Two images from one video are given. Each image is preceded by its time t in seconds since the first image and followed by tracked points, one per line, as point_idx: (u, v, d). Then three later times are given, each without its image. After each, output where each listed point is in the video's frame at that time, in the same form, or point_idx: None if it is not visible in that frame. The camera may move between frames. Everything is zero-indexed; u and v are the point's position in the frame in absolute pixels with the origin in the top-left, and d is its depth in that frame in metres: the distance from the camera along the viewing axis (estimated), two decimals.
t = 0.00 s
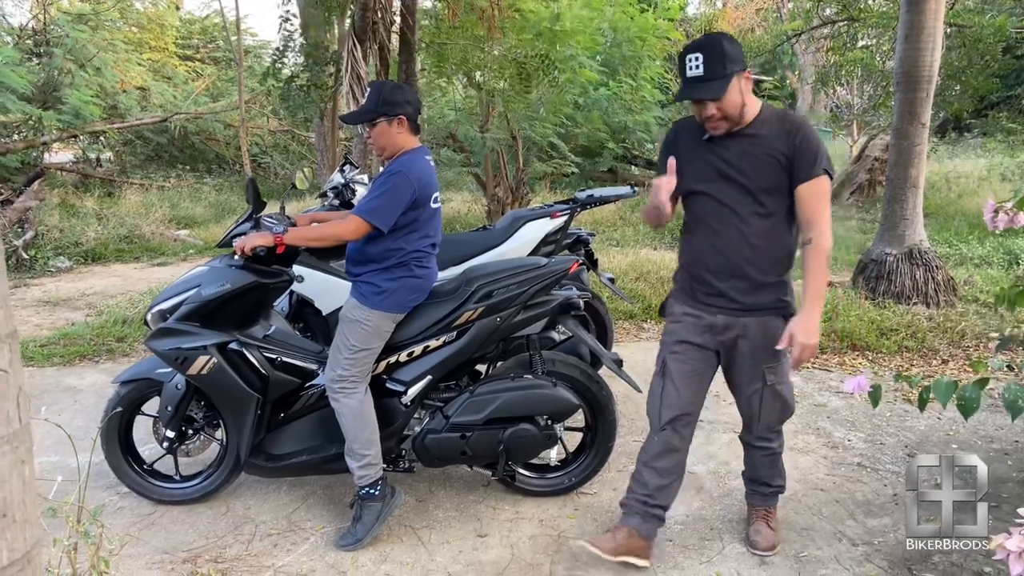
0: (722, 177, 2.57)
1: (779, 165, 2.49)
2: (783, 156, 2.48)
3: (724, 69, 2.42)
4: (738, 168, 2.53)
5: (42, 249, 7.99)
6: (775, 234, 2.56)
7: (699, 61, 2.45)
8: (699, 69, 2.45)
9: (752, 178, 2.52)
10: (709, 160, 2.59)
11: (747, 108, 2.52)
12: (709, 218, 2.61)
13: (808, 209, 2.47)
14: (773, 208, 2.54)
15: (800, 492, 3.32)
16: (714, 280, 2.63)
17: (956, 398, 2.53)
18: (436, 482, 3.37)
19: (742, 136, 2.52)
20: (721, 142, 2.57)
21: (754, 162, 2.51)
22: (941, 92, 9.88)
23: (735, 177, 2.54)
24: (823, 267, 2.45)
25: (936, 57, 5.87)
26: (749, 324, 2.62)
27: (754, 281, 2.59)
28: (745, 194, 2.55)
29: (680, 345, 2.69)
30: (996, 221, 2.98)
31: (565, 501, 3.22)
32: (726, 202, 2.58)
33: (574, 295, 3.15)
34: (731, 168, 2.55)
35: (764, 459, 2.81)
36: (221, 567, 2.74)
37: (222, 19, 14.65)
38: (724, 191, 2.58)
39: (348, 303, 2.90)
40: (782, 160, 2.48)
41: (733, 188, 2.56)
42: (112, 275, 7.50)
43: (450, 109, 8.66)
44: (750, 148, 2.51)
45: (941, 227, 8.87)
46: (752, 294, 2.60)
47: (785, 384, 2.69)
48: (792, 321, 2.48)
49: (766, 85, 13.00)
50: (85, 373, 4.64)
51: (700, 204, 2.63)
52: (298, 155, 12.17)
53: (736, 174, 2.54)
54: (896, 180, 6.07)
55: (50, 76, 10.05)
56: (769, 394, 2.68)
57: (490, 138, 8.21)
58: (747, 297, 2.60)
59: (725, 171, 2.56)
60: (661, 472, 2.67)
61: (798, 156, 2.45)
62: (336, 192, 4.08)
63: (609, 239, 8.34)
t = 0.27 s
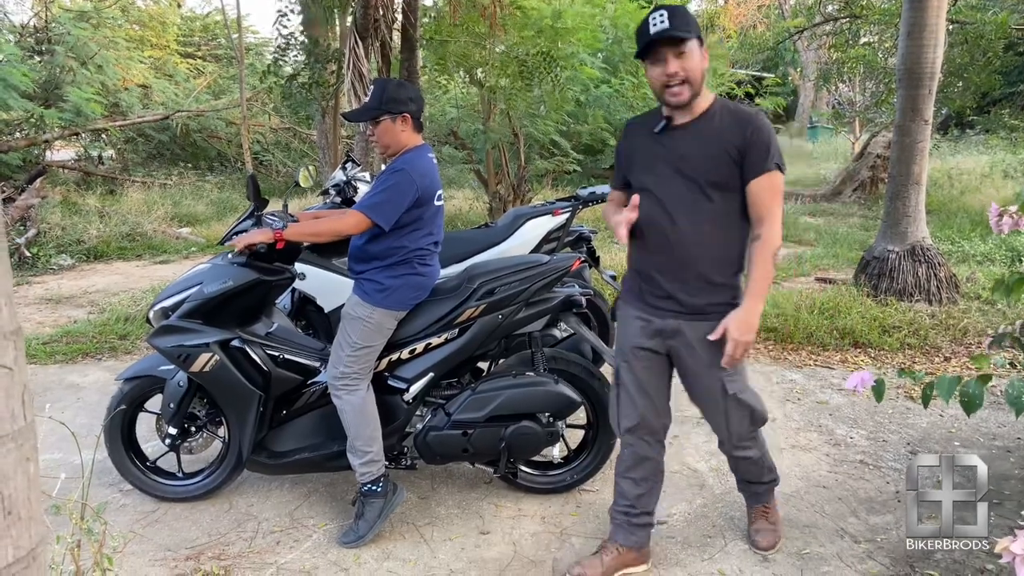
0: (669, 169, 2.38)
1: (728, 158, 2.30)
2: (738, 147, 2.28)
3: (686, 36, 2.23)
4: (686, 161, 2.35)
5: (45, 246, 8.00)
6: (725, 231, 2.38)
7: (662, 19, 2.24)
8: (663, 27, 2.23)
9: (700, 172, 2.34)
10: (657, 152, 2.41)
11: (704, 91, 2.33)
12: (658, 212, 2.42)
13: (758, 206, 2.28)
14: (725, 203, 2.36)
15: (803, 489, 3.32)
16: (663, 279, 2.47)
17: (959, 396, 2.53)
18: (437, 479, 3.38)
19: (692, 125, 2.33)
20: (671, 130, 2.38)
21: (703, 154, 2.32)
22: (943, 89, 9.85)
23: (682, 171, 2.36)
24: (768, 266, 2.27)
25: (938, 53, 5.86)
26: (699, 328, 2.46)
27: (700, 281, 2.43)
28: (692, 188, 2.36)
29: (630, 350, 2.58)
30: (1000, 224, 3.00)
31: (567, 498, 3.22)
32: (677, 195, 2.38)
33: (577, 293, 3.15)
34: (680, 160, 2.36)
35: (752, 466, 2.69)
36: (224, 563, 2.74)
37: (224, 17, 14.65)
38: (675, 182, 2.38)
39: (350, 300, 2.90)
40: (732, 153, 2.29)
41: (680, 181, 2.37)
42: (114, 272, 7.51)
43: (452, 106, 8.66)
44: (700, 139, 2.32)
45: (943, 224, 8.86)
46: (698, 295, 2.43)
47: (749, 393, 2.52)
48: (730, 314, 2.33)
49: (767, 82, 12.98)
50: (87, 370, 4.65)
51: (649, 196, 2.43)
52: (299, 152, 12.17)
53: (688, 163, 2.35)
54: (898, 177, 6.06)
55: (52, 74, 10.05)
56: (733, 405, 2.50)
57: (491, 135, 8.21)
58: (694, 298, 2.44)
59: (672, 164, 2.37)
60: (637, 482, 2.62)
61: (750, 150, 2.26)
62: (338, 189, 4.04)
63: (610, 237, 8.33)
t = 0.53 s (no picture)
0: (630, 165, 2.28)
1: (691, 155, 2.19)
2: (698, 146, 2.18)
3: (647, 25, 2.17)
4: (647, 158, 2.25)
5: (46, 244, 8.00)
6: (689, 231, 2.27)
7: (625, 7, 2.18)
8: (625, 15, 2.17)
9: (661, 169, 2.23)
10: (618, 149, 2.31)
11: (665, 86, 2.25)
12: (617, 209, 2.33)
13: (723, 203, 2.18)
14: (685, 202, 2.25)
15: (804, 487, 3.32)
16: (620, 279, 2.37)
17: (960, 394, 2.53)
18: (439, 477, 3.38)
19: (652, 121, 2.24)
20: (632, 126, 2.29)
21: (664, 151, 2.22)
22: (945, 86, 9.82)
23: (643, 168, 2.26)
24: (728, 259, 2.09)
25: (940, 51, 5.85)
26: (652, 328, 2.32)
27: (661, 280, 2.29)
28: (654, 186, 2.26)
29: (594, 350, 2.47)
30: (1002, 222, 2.99)
31: (568, 496, 3.22)
32: (636, 193, 2.29)
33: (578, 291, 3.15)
34: (641, 158, 2.26)
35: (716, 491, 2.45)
36: (226, 561, 2.75)
37: (225, 15, 14.65)
38: (634, 179, 2.28)
39: (352, 298, 2.90)
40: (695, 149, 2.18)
41: (641, 179, 2.27)
42: (116, 270, 7.51)
43: (453, 104, 8.66)
44: (661, 135, 2.23)
45: (945, 221, 8.84)
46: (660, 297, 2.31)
47: (693, 406, 2.30)
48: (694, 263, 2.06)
49: (769, 79, 12.96)
50: (89, 368, 4.65)
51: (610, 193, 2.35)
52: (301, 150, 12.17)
53: (647, 160, 2.25)
54: (900, 175, 6.05)
55: (53, 72, 10.05)
56: (675, 414, 2.29)
57: (493, 133, 8.20)
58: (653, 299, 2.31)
59: (633, 161, 2.28)
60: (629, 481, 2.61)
61: (714, 147, 2.17)
62: (340, 187, 4.05)
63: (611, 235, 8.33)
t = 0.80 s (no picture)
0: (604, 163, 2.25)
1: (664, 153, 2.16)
2: (673, 145, 2.15)
3: (627, 18, 2.16)
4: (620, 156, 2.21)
5: (47, 243, 8.01)
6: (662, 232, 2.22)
7: None
8: (605, 5, 2.17)
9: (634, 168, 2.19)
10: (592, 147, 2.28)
11: (641, 83, 2.23)
12: (590, 212, 2.29)
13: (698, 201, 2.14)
14: (660, 204, 2.21)
15: (805, 486, 3.32)
16: (594, 284, 2.32)
17: (962, 393, 2.53)
18: (439, 476, 3.38)
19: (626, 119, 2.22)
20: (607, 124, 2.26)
21: (637, 148, 2.19)
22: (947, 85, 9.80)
23: (616, 167, 2.22)
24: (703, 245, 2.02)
25: (941, 49, 5.84)
26: (623, 336, 2.28)
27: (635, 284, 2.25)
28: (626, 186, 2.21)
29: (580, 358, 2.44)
30: (1005, 214, 2.97)
31: (569, 495, 3.22)
32: (610, 192, 2.24)
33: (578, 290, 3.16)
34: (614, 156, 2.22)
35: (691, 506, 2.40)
36: (227, 560, 2.75)
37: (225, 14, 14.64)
38: (609, 179, 2.24)
39: (352, 296, 2.90)
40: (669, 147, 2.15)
41: (613, 177, 2.23)
42: (117, 269, 7.52)
43: (454, 103, 8.65)
44: (635, 132, 2.20)
45: (946, 220, 8.83)
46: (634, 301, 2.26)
47: (648, 417, 2.24)
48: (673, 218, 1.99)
49: (770, 78, 12.95)
50: (90, 367, 4.65)
51: (584, 195, 2.31)
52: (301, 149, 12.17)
53: (620, 158, 2.22)
54: (901, 173, 6.05)
55: (54, 71, 10.05)
56: (625, 423, 2.24)
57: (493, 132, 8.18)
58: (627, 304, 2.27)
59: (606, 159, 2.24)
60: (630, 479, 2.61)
61: (687, 145, 2.13)
62: (341, 186, 4.05)
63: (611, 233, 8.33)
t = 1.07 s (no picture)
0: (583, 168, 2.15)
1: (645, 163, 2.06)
2: (655, 154, 2.05)
3: (619, 17, 2.08)
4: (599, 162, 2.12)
5: (48, 242, 8.02)
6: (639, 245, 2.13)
7: None
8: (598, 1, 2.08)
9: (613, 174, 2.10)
10: (572, 149, 2.18)
11: (630, 86, 2.15)
12: (566, 215, 2.19)
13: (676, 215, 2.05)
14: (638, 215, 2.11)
15: (806, 485, 3.32)
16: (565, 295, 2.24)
17: (962, 392, 2.52)
18: (440, 475, 3.38)
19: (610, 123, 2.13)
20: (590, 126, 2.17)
21: (617, 155, 2.09)
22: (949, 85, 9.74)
23: (595, 173, 2.13)
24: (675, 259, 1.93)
25: (942, 48, 5.84)
26: (589, 352, 2.19)
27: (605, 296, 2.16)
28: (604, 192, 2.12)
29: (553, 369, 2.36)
30: (999, 207, 2.96)
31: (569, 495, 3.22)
32: (587, 197, 2.15)
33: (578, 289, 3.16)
34: (593, 161, 2.13)
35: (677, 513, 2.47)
36: (227, 559, 2.75)
37: (226, 13, 14.65)
38: (586, 184, 2.15)
39: (353, 296, 2.90)
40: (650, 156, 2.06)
41: (592, 184, 2.13)
42: (118, 268, 7.52)
43: (455, 102, 8.66)
44: (616, 137, 2.10)
45: (947, 220, 8.83)
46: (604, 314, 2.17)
47: (617, 439, 2.17)
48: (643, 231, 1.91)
49: (771, 78, 12.95)
50: (91, 366, 4.66)
51: (561, 199, 2.22)
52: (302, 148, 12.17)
53: (600, 163, 2.12)
54: (902, 173, 6.05)
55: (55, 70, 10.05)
56: (591, 443, 2.17)
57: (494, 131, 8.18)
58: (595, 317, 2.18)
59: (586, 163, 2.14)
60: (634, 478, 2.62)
61: (670, 156, 2.04)
62: (342, 185, 4.06)
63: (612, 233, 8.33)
